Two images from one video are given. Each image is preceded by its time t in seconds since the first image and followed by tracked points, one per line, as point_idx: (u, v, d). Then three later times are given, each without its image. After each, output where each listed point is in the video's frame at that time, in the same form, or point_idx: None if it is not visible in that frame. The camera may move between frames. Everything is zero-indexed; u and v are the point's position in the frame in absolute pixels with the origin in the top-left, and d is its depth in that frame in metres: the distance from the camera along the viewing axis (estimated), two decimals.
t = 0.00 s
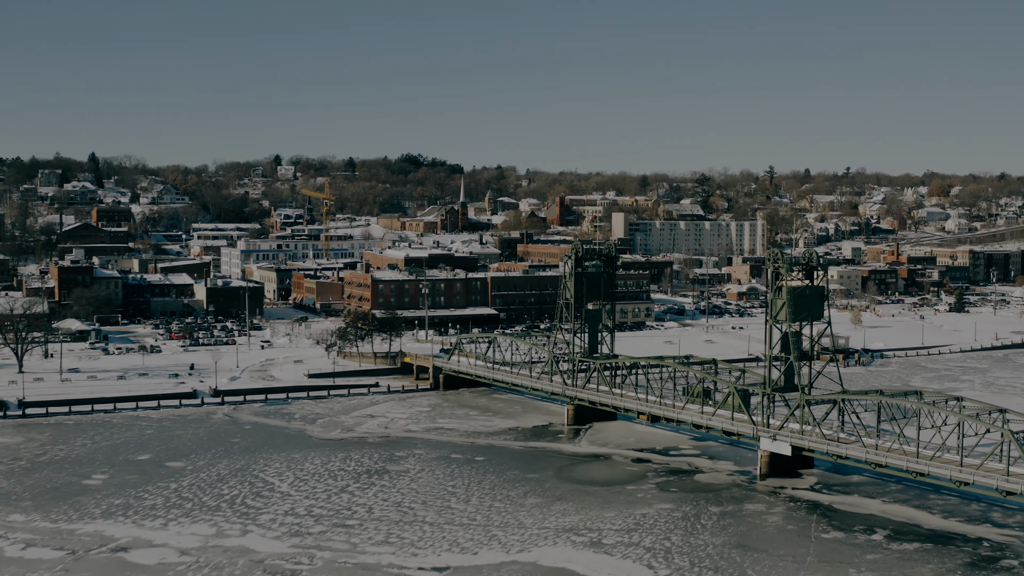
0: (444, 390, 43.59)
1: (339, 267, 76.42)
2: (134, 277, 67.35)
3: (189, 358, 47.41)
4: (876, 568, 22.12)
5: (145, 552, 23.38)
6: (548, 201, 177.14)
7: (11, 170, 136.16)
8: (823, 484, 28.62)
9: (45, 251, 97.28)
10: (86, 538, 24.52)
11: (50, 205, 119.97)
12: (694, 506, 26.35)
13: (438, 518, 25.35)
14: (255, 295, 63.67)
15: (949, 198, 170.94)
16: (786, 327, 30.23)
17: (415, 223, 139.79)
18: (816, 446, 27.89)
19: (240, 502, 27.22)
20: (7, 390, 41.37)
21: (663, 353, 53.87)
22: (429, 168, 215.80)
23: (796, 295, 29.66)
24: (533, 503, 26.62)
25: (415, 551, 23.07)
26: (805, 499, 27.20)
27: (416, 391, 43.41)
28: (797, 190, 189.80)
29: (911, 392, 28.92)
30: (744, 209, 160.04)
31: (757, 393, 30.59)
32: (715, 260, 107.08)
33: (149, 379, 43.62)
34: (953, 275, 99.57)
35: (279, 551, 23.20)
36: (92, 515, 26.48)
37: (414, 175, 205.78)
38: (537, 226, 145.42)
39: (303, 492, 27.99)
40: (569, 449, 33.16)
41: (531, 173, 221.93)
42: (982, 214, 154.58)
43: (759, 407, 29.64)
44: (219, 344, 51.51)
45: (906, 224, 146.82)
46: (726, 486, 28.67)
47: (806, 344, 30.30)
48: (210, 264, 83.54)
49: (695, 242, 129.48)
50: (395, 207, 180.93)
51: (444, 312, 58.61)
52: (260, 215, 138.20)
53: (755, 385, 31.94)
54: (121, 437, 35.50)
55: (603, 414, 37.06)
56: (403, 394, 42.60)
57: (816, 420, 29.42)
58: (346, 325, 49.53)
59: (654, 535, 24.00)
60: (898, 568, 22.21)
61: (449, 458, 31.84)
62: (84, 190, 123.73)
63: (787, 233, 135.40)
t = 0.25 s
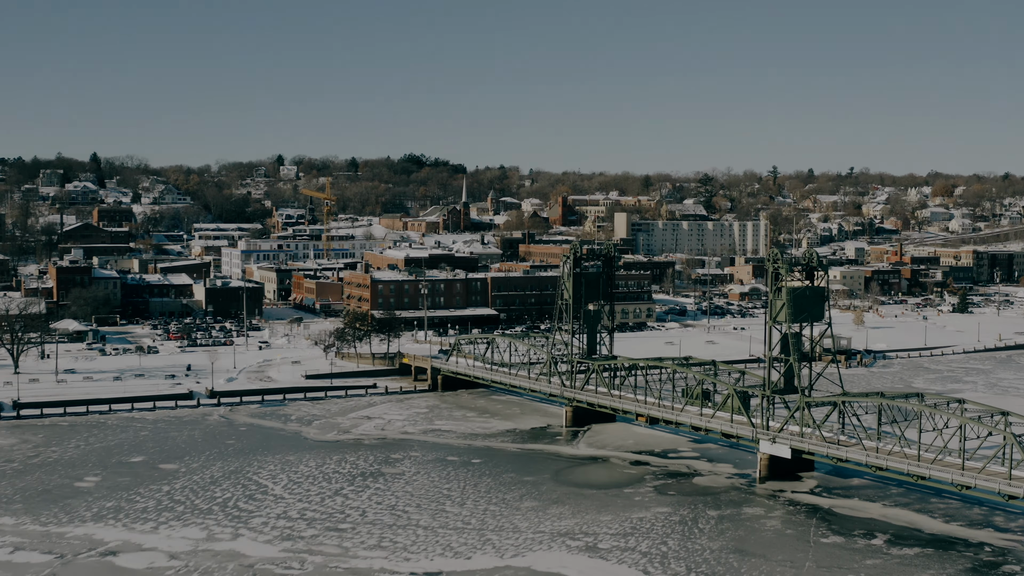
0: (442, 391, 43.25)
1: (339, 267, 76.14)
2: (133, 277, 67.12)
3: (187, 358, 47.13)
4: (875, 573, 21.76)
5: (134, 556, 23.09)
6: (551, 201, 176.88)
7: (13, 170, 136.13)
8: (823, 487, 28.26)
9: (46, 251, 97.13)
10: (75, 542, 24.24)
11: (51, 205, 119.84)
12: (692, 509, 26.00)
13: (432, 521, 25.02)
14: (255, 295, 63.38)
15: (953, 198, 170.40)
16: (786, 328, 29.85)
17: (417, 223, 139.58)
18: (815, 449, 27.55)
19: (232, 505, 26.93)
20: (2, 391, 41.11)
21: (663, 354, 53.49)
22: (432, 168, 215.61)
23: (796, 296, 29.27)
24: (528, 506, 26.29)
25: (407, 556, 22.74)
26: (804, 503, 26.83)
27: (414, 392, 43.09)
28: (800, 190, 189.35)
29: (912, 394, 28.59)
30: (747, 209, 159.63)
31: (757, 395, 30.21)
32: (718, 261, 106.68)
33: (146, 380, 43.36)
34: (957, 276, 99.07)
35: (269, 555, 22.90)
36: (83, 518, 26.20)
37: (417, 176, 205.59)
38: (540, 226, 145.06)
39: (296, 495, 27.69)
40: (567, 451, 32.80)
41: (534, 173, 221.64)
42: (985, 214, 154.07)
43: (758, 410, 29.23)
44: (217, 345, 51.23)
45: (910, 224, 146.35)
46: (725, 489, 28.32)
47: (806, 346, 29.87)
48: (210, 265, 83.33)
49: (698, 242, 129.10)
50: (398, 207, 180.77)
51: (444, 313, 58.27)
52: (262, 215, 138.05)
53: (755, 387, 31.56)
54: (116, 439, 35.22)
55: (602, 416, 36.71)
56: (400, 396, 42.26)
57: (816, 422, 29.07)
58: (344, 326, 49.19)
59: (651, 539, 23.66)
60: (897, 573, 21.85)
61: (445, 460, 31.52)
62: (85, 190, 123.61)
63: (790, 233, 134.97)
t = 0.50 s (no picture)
0: (440, 393, 42.89)
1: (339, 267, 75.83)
2: (131, 277, 66.84)
3: (183, 359, 46.82)
4: None
5: (122, 561, 22.79)
6: (553, 201, 176.52)
7: (15, 170, 136.02)
8: (823, 491, 27.88)
9: (46, 251, 96.92)
10: (63, 546, 23.94)
11: (52, 205, 119.69)
12: (689, 513, 25.64)
13: (425, 525, 24.68)
14: (254, 296, 63.05)
15: (957, 198, 169.84)
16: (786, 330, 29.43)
17: (419, 223, 139.31)
18: (815, 453, 27.18)
19: (224, 508, 26.63)
20: None
21: (664, 356, 53.07)
22: (434, 168, 215.36)
23: (797, 296, 28.87)
24: (524, 510, 25.93)
25: (399, 561, 22.40)
26: (803, 507, 26.44)
27: (411, 394, 42.74)
28: (804, 190, 188.86)
29: (913, 396, 28.22)
30: (750, 209, 159.18)
31: (756, 398, 29.80)
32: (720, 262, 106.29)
33: (141, 381, 43.06)
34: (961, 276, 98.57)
35: (259, 560, 22.59)
36: (72, 522, 25.89)
37: (419, 176, 205.31)
38: (542, 227, 144.72)
39: (289, 498, 27.37)
40: (564, 454, 32.43)
41: (537, 173, 221.33)
42: (989, 215, 153.52)
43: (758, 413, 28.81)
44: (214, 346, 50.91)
45: (914, 224, 145.85)
46: (723, 492, 27.94)
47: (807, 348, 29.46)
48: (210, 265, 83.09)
49: (700, 242, 128.69)
50: (400, 207, 180.52)
51: (444, 314, 57.93)
52: (264, 215, 137.86)
53: (754, 389, 31.17)
54: (109, 441, 34.92)
55: (600, 418, 36.33)
56: (398, 397, 41.92)
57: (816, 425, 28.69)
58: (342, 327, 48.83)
59: (647, 544, 23.31)
60: None
61: (440, 463, 31.17)
62: (86, 190, 123.46)
63: (793, 233, 134.53)
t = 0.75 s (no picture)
0: (438, 394, 42.50)
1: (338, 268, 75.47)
2: (130, 278, 66.55)
3: (179, 360, 46.48)
4: None
5: (109, 565, 22.46)
6: (556, 201, 176.15)
7: (16, 170, 135.88)
8: (823, 495, 27.47)
9: (46, 251, 96.69)
10: (50, 550, 23.60)
11: (54, 205, 119.51)
12: (686, 517, 25.24)
13: (418, 530, 24.30)
14: (253, 296, 62.69)
15: (961, 198, 169.26)
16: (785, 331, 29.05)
17: (421, 223, 139.05)
18: (815, 456, 26.79)
19: (214, 512, 26.30)
20: None
21: (664, 357, 52.62)
22: (437, 168, 215.10)
23: (796, 298, 28.48)
24: (518, 514, 25.53)
25: (390, 566, 22.02)
26: (802, 511, 26.04)
27: (409, 395, 42.36)
28: (807, 190, 188.35)
29: (914, 399, 27.83)
30: (753, 209, 158.72)
31: (755, 400, 29.40)
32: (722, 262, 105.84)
33: (137, 382, 42.72)
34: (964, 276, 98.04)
35: (248, 565, 22.25)
36: (61, 525, 25.57)
37: (422, 175, 205.02)
38: (544, 227, 144.35)
39: (281, 502, 27.02)
40: (561, 456, 32.03)
41: (540, 173, 220.97)
42: (993, 215, 152.89)
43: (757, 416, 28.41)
44: (211, 347, 50.57)
45: (917, 225, 145.29)
46: (722, 496, 27.53)
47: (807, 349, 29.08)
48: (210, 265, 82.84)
49: (703, 242, 128.25)
50: (402, 207, 180.27)
51: (443, 314, 57.53)
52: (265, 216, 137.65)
53: (754, 391, 30.75)
54: (102, 443, 34.60)
55: (599, 420, 35.92)
56: (395, 399, 41.54)
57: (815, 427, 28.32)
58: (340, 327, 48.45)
59: (642, 549, 22.93)
60: None
61: (436, 466, 30.78)
62: (88, 190, 123.29)
63: (796, 233, 134.05)
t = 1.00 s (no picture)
0: (435, 396, 42.13)
1: (338, 268, 75.11)
2: (128, 278, 66.26)
3: (175, 361, 46.12)
4: None
5: (95, 571, 22.11)
6: (559, 201, 175.76)
7: (17, 171, 135.72)
8: (822, 499, 27.08)
9: (46, 251, 96.45)
10: (36, 555, 23.25)
11: (54, 205, 119.27)
12: (682, 522, 24.84)
13: (410, 535, 23.91)
14: (251, 296, 62.36)
15: (965, 198, 168.71)
16: (784, 332, 28.62)
17: (423, 224, 138.79)
18: (814, 460, 26.39)
19: (204, 516, 25.98)
20: None
21: (665, 358, 52.21)
22: (439, 168, 214.80)
23: (795, 299, 28.03)
24: (512, 518, 25.14)
25: (380, 572, 21.63)
26: (801, 516, 25.62)
27: (406, 397, 42.00)
28: (811, 190, 187.90)
29: (914, 401, 27.40)
30: (756, 210, 158.27)
31: (754, 402, 29.00)
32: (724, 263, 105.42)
33: (131, 384, 42.40)
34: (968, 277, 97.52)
35: (235, 571, 21.90)
36: (48, 529, 25.22)
37: (424, 176, 204.73)
38: (546, 227, 143.96)
39: (272, 506, 26.67)
40: (558, 459, 31.63)
41: (542, 173, 220.62)
42: (997, 215, 152.28)
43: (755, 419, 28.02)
44: (208, 348, 50.23)
45: (921, 225, 144.76)
46: (719, 500, 27.13)
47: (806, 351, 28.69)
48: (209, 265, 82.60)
49: (706, 242, 127.80)
50: (405, 207, 180.01)
51: (442, 315, 57.16)
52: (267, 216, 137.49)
53: (752, 393, 30.33)
54: (94, 445, 34.28)
55: (596, 422, 35.51)
56: (392, 400, 41.18)
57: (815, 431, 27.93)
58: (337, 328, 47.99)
59: (637, 555, 22.55)
60: None
61: (430, 469, 30.40)
62: (89, 191, 123.12)
63: (799, 233, 133.51)
